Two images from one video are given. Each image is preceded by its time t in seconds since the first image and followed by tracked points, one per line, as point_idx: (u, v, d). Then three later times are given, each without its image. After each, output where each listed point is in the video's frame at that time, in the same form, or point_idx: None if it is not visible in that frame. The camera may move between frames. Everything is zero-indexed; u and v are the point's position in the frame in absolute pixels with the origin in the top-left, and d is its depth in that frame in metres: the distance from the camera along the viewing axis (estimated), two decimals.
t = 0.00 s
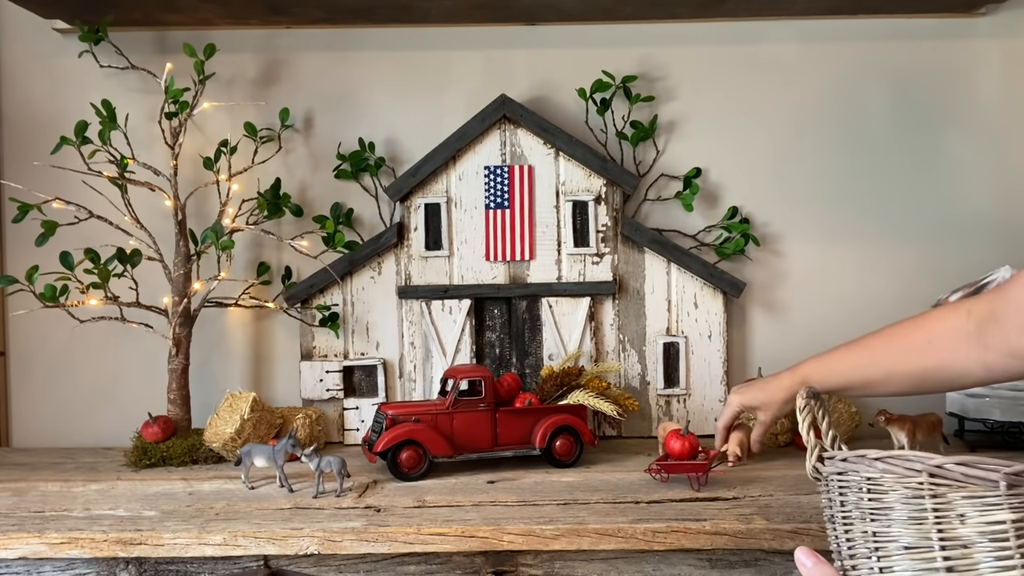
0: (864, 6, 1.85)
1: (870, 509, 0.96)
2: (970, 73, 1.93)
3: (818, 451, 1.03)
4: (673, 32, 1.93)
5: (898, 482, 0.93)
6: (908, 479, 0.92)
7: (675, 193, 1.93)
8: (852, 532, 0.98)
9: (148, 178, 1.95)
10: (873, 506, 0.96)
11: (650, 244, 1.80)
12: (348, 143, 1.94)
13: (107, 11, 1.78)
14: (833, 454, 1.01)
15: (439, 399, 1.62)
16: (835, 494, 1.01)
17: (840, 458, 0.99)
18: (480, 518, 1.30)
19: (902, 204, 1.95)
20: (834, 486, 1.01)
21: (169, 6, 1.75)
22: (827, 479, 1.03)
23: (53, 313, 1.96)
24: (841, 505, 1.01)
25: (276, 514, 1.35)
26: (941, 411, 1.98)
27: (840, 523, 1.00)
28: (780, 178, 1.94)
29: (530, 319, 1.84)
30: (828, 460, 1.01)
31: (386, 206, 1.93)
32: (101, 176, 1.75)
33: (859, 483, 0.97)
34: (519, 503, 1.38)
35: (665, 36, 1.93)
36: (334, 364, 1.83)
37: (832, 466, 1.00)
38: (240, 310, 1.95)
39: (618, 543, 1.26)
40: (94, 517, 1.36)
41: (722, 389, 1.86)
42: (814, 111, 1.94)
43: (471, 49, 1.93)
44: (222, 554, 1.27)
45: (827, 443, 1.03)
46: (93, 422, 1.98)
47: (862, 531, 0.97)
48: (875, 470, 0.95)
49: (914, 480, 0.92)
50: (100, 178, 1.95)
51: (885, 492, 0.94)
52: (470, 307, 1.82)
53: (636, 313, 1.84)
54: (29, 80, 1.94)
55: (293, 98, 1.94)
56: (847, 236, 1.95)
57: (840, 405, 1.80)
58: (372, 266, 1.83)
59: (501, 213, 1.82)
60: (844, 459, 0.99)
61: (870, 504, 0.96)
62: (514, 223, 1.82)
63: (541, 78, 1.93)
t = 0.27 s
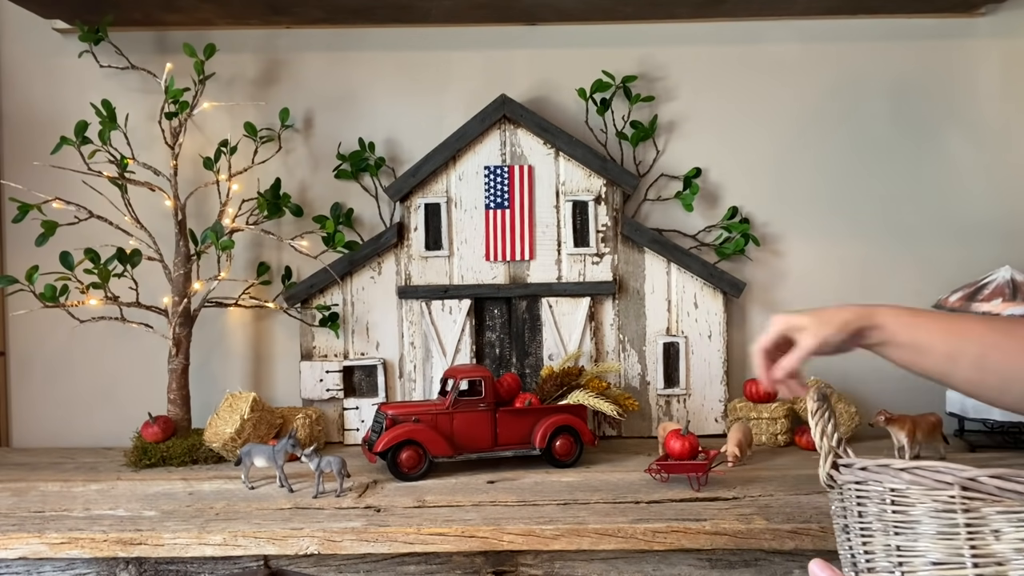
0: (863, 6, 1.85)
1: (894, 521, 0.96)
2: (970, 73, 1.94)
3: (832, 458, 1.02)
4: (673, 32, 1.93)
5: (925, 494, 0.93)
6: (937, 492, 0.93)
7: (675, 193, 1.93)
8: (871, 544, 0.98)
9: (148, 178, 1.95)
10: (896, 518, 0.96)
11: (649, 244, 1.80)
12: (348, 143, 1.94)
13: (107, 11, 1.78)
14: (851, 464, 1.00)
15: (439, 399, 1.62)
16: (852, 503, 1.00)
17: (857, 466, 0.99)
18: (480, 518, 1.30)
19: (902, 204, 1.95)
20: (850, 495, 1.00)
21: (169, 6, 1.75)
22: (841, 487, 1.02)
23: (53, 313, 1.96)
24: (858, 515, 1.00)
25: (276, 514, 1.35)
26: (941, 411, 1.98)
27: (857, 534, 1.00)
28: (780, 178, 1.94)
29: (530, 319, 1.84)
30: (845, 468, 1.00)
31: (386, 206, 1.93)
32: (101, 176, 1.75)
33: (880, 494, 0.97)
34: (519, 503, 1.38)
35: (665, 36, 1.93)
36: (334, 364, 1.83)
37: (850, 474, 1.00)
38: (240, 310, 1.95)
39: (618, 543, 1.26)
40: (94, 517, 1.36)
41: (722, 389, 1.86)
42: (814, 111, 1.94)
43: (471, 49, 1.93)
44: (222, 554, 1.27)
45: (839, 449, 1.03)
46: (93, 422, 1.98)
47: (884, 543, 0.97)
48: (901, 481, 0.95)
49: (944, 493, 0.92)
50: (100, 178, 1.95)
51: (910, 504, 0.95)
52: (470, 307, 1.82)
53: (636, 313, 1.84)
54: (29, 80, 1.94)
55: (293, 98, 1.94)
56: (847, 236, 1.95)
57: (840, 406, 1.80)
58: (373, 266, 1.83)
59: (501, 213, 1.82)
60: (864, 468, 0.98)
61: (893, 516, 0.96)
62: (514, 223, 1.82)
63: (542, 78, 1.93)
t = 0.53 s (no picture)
0: (864, 6, 1.85)
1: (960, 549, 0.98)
2: (970, 73, 1.94)
3: (881, 478, 1.04)
4: (672, 32, 1.93)
5: (1000, 523, 0.95)
6: (1015, 521, 0.94)
7: (675, 193, 1.93)
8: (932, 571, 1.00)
9: (148, 177, 1.95)
10: (964, 548, 0.97)
11: (650, 244, 1.80)
12: (348, 143, 1.94)
13: (107, 11, 1.78)
14: (906, 485, 1.02)
15: (439, 399, 1.62)
16: (909, 529, 1.02)
17: (915, 486, 1.01)
18: (480, 518, 1.30)
19: (902, 204, 1.95)
20: (906, 518, 1.02)
21: (170, 6, 1.75)
22: (892, 509, 1.03)
23: (53, 313, 1.96)
24: (915, 541, 1.02)
25: (276, 514, 1.35)
26: (941, 411, 1.98)
27: (914, 559, 1.02)
28: (780, 178, 1.94)
29: (530, 319, 1.84)
30: (899, 490, 1.02)
31: (386, 206, 1.93)
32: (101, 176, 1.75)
33: (946, 521, 0.98)
34: (519, 503, 1.38)
35: (665, 36, 1.93)
36: (334, 364, 1.83)
37: (906, 498, 1.01)
38: (240, 310, 1.95)
39: (618, 543, 1.26)
40: (94, 517, 1.36)
41: (722, 389, 1.86)
42: (814, 111, 1.94)
43: (471, 49, 1.93)
44: (222, 554, 1.27)
45: (887, 468, 1.04)
46: (93, 422, 1.98)
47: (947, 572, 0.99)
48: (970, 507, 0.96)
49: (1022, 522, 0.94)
50: (100, 178, 1.95)
51: (981, 534, 0.96)
52: (470, 307, 1.82)
53: (636, 313, 1.84)
54: (29, 80, 1.94)
55: (293, 98, 1.94)
56: (847, 236, 1.95)
57: (840, 406, 1.81)
58: (372, 266, 1.83)
59: (501, 213, 1.82)
60: (924, 492, 1.00)
61: (961, 545, 0.97)
62: (514, 223, 1.82)
63: (542, 78, 1.93)
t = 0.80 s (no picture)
0: (864, 6, 1.85)
1: None
2: (971, 73, 1.94)
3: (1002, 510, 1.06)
4: (672, 32, 1.93)
5: None
6: None
7: (675, 193, 1.93)
8: None
9: (148, 177, 1.95)
10: None
11: (650, 244, 1.80)
12: (348, 143, 1.94)
13: (107, 11, 1.78)
14: None
15: (439, 399, 1.62)
16: None
17: None
18: (480, 518, 1.30)
19: (902, 204, 1.95)
20: None
21: (170, 6, 1.75)
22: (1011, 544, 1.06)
23: (53, 313, 1.96)
24: None
25: (276, 514, 1.35)
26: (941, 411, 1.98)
27: None
28: (780, 178, 1.94)
29: (531, 319, 1.84)
30: None
31: (386, 206, 1.93)
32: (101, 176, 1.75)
33: None
34: (519, 503, 1.38)
35: (665, 36, 1.93)
36: (334, 364, 1.83)
37: None
38: (240, 310, 1.95)
39: (618, 543, 1.26)
40: (94, 517, 1.36)
41: (722, 389, 1.86)
42: (814, 111, 1.94)
43: (471, 49, 1.93)
44: (222, 554, 1.27)
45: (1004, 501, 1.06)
46: (93, 422, 1.98)
47: None
48: None
49: None
50: (99, 178, 1.95)
51: None
52: (470, 307, 1.82)
53: (636, 313, 1.85)
54: (29, 80, 1.94)
55: (293, 98, 1.94)
56: (847, 236, 1.95)
57: (840, 406, 1.81)
58: (373, 266, 1.83)
59: (501, 213, 1.82)
60: None
61: None
62: (514, 223, 1.82)
63: (542, 78, 1.93)
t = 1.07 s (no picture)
0: (864, 6, 1.85)
1: None
2: (970, 73, 1.93)
3: None
4: (672, 32, 1.93)
5: None
6: None
7: (675, 193, 1.93)
8: None
9: (148, 178, 1.95)
10: None
11: (650, 244, 1.80)
12: (348, 143, 1.94)
13: (107, 11, 1.78)
14: None
15: (439, 398, 1.62)
16: None
17: None
18: (480, 518, 1.30)
19: (902, 204, 1.95)
20: None
21: (169, 6, 1.75)
22: None
23: (53, 313, 1.96)
24: None
25: (276, 514, 1.35)
26: (941, 411, 1.98)
27: None
28: (780, 178, 1.94)
29: (530, 319, 1.84)
30: None
31: (386, 206, 1.93)
32: (101, 176, 1.75)
33: None
34: (519, 503, 1.38)
35: (665, 36, 1.93)
36: (334, 364, 1.83)
37: None
38: (240, 310, 1.95)
39: (618, 543, 1.26)
40: (94, 517, 1.36)
41: (722, 389, 1.86)
42: (814, 111, 1.94)
43: (471, 49, 1.93)
44: (222, 554, 1.27)
45: None
46: (92, 422, 1.98)
47: None
48: None
49: None
50: (99, 178, 1.95)
51: None
52: (470, 307, 1.82)
53: (636, 313, 1.85)
54: (29, 80, 1.94)
55: (293, 98, 1.94)
56: (847, 236, 1.95)
57: (840, 406, 1.81)
58: (372, 266, 1.83)
59: (501, 213, 1.82)
60: None
61: None
62: (514, 223, 1.82)
63: (542, 78, 1.94)
